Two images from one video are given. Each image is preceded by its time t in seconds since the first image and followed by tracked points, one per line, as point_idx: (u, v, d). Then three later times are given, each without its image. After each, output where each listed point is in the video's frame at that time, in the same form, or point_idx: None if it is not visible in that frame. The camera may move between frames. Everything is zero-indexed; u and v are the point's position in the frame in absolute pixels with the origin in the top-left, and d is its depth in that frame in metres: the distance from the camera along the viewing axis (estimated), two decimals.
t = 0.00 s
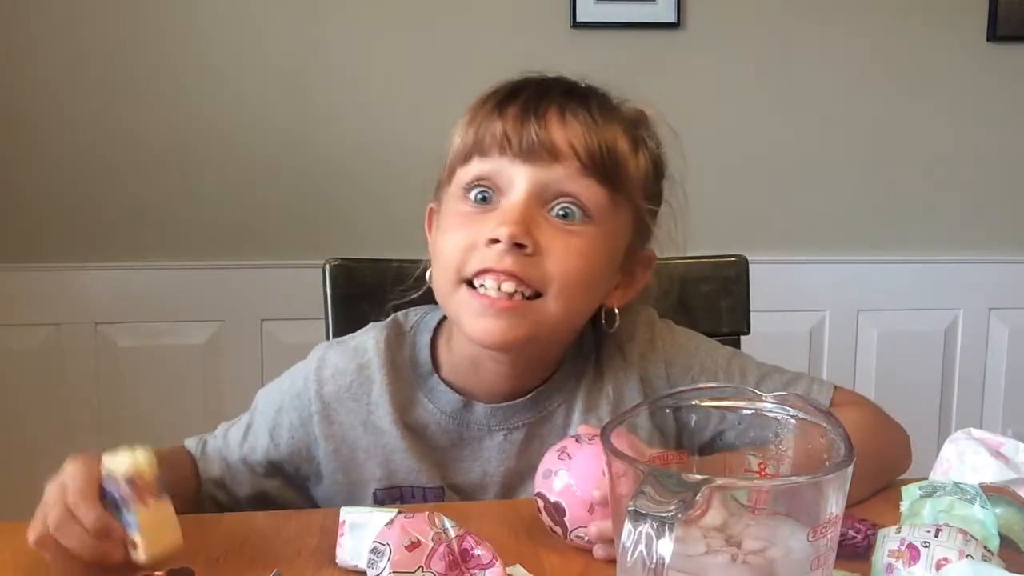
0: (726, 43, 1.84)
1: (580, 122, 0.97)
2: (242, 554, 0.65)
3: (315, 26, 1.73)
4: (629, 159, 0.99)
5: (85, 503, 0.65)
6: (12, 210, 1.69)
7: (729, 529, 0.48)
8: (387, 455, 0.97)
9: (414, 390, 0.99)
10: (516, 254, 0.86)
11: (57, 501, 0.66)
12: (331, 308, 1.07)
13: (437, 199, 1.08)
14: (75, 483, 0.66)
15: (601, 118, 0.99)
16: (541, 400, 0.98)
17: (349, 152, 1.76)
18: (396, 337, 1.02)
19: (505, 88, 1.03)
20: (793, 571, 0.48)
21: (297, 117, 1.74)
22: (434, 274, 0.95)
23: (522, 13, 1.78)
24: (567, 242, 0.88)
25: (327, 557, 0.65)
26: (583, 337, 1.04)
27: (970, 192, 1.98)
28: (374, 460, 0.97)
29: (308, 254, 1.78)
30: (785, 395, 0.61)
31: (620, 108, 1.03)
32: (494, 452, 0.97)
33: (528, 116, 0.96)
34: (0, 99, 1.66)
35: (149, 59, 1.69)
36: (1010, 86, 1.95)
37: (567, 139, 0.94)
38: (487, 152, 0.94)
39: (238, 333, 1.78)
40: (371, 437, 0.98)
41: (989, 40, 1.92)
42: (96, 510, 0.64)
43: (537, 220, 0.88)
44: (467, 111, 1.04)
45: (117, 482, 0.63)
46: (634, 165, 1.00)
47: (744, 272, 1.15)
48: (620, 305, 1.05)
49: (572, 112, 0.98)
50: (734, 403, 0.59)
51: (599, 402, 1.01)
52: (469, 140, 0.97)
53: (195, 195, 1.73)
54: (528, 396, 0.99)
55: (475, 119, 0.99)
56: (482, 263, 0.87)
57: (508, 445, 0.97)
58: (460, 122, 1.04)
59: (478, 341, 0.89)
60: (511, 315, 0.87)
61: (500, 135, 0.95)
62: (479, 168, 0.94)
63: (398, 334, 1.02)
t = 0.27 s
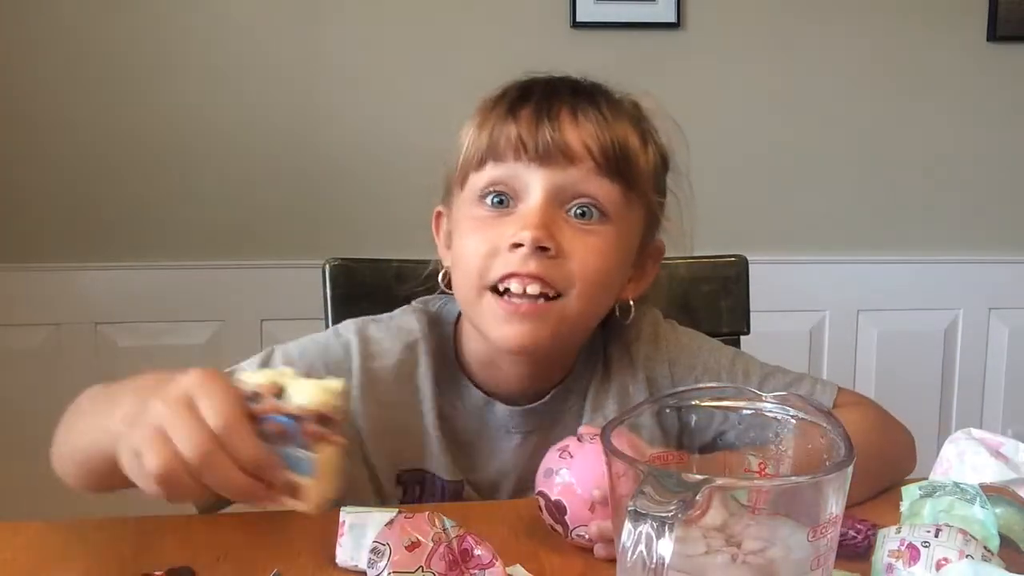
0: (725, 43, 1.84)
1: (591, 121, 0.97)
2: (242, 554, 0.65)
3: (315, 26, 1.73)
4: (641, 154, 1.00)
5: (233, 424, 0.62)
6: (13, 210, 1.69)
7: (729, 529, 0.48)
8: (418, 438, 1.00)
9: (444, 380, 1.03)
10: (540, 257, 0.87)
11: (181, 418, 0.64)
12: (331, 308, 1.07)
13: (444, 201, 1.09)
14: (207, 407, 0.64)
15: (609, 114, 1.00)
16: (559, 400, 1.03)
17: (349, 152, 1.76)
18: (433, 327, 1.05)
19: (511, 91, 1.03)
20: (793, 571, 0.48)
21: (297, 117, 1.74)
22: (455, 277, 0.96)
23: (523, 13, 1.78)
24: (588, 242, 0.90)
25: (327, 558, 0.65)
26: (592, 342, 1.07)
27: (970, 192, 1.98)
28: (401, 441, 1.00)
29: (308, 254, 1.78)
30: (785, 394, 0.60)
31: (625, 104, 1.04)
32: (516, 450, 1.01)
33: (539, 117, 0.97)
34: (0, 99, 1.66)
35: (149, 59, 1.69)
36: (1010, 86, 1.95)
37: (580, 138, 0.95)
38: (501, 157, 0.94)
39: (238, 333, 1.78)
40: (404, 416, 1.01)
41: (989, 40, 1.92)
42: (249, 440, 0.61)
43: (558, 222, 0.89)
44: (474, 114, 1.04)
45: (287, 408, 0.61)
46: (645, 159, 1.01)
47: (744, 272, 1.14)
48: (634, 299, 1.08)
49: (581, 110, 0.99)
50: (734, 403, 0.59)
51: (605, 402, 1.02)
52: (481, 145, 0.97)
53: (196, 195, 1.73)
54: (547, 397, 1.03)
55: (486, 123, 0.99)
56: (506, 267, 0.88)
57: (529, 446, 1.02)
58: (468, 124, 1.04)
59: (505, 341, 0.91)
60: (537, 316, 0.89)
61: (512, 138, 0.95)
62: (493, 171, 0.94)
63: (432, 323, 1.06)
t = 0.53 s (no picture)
0: (725, 43, 1.84)
1: (589, 131, 0.97)
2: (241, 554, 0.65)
3: (315, 26, 1.73)
4: (640, 159, 1.00)
5: (349, 531, 0.47)
6: (13, 210, 1.69)
7: (729, 529, 0.48)
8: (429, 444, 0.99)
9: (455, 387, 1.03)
10: (545, 276, 0.87)
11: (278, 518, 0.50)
12: (330, 308, 1.07)
13: (443, 206, 1.09)
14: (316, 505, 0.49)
15: (606, 120, 1.00)
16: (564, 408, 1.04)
17: (349, 152, 1.76)
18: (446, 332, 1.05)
19: (508, 99, 1.02)
20: (793, 571, 0.48)
21: (297, 117, 1.74)
22: (458, 290, 0.97)
23: (523, 13, 1.78)
24: (592, 256, 0.90)
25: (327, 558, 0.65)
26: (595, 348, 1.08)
27: (970, 192, 1.98)
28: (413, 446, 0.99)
29: (308, 254, 1.78)
30: (785, 395, 0.61)
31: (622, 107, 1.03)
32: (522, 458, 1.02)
33: (537, 129, 0.96)
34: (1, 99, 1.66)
35: (149, 58, 1.69)
36: (1010, 86, 1.95)
37: (579, 150, 0.94)
38: (501, 172, 0.94)
39: (238, 333, 1.78)
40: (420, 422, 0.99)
41: (988, 40, 1.92)
42: (370, 548, 0.47)
43: (561, 238, 0.89)
44: (470, 121, 1.03)
45: (404, 504, 0.47)
46: (645, 162, 1.01)
47: (744, 272, 1.14)
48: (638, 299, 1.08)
49: (580, 119, 0.98)
50: (734, 404, 0.59)
51: (610, 404, 1.03)
52: (480, 159, 0.97)
53: (196, 195, 1.73)
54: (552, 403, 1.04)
55: (483, 136, 0.99)
56: (512, 287, 0.88)
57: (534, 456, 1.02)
58: (465, 133, 1.03)
59: (513, 356, 0.92)
60: (544, 332, 0.89)
61: (511, 152, 0.95)
62: (493, 187, 0.94)
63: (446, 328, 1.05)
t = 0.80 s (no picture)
0: (725, 43, 1.84)
1: (600, 124, 0.98)
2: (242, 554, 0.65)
3: (315, 27, 1.73)
4: (648, 155, 1.01)
5: (344, 468, 0.46)
6: (13, 210, 1.69)
7: (729, 529, 0.48)
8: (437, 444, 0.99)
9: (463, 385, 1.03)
10: (559, 262, 0.87)
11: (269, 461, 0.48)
12: (331, 308, 1.07)
13: (447, 204, 1.09)
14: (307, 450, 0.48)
15: (615, 116, 1.00)
16: (567, 408, 1.04)
17: (349, 152, 1.76)
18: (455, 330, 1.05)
19: (517, 95, 1.03)
20: (793, 571, 0.48)
21: (297, 117, 1.74)
22: (468, 282, 0.96)
23: (522, 13, 1.78)
24: (604, 245, 0.90)
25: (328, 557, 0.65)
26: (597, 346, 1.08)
27: (970, 192, 1.98)
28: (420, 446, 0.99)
29: (308, 254, 1.78)
30: (786, 395, 0.61)
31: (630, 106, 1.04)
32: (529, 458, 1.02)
33: (548, 121, 0.97)
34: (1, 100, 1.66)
35: (149, 58, 1.69)
36: (1010, 86, 1.95)
37: (591, 142, 0.95)
38: (513, 161, 0.94)
39: (238, 333, 1.78)
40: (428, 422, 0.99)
41: (988, 40, 1.92)
42: (369, 488, 0.46)
43: (574, 226, 0.89)
44: (478, 117, 1.04)
45: (406, 446, 0.46)
46: (652, 159, 1.02)
47: (744, 272, 1.14)
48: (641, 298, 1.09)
49: (590, 112, 0.99)
50: (734, 403, 0.59)
51: (610, 403, 1.03)
52: (490, 150, 0.97)
53: (196, 195, 1.73)
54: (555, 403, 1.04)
55: (494, 128, 0.99)
56: (525, 273, 0.88)
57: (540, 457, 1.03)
58: (473, 128, 1.04)
59: (523, 345, 0.91)
60: (556, 320, 0.89)
61: (523, 143, 0.95)
62: (505, 175, 0.94)
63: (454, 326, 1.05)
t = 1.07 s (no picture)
0: (726, 43, 1.84)
1: (598, 124, 0.98)
2: (242, 554, 0.65)
3: (315, 26, 1.73)
4: (646, 156, 1.01)
5: (317, 430, 0.52)
6: (13, 210, 1.69)
7: (729, 529, 0.48)
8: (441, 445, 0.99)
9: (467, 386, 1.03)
10: (558, 262, 0.85)
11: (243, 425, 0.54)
12: (330, 308, 1.07)
13: (447, 207, 1.09)
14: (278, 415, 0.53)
15: (614, 117, 1.01)
16: (569, 407, 1.03)
17: (349, 152, 1.76)
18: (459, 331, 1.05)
19: (517, 96, 1.03)
20: (793, 571, 0.48)
21: (297, 117, 1.74)
22: (468, 283, 0.95)
23: (523, 13, 1.78)
24: (604, 245, 0.89)
25: (329, 557, 0.65)
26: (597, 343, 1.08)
27: (970, 192, 1.98)
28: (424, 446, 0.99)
29: (308, 254, 1.78)
30: (786, 395, 0.61)
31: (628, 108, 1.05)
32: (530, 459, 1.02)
33: (547, 121, 0.97)
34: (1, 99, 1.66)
35: (149, 58, 1.69)
36: (1010, 86, 1.95)
37: (590, 141, 0.95)
38: (512, 160, 0.94)
39: (238, 333, 1.78)
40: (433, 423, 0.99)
41: (989, 40, 1.92)
42: (342, 449, 0.51)
43: (574, 225, 0.88)
44: (478, 120, 1.04)
45: (386, 408, 0.51)
46: (651, 160, 1.02)
47: (744, 272, 1.14)
48: (640, 298, 1.09)
49: (589, 113, 1.00)
50: (734, 403, 0.59)
51: (611, 403, 1.03)
52: (490, 150, 0.97)
53: (196, 194, 1.73)
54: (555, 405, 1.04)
55: (494, 129, 0.99)
56: (524, 275, 0.86)
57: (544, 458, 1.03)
58: (472, 131, 1.04)
59: (523, 345, 0.89)
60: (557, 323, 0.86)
61: (522, 142, 0.95)
62: (505, 175, 0.94)
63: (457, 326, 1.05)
